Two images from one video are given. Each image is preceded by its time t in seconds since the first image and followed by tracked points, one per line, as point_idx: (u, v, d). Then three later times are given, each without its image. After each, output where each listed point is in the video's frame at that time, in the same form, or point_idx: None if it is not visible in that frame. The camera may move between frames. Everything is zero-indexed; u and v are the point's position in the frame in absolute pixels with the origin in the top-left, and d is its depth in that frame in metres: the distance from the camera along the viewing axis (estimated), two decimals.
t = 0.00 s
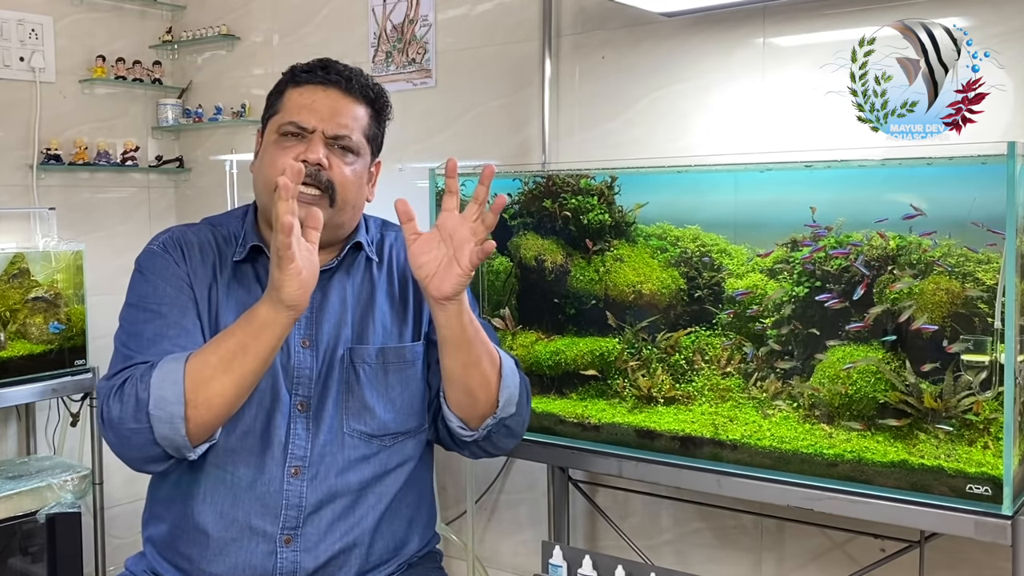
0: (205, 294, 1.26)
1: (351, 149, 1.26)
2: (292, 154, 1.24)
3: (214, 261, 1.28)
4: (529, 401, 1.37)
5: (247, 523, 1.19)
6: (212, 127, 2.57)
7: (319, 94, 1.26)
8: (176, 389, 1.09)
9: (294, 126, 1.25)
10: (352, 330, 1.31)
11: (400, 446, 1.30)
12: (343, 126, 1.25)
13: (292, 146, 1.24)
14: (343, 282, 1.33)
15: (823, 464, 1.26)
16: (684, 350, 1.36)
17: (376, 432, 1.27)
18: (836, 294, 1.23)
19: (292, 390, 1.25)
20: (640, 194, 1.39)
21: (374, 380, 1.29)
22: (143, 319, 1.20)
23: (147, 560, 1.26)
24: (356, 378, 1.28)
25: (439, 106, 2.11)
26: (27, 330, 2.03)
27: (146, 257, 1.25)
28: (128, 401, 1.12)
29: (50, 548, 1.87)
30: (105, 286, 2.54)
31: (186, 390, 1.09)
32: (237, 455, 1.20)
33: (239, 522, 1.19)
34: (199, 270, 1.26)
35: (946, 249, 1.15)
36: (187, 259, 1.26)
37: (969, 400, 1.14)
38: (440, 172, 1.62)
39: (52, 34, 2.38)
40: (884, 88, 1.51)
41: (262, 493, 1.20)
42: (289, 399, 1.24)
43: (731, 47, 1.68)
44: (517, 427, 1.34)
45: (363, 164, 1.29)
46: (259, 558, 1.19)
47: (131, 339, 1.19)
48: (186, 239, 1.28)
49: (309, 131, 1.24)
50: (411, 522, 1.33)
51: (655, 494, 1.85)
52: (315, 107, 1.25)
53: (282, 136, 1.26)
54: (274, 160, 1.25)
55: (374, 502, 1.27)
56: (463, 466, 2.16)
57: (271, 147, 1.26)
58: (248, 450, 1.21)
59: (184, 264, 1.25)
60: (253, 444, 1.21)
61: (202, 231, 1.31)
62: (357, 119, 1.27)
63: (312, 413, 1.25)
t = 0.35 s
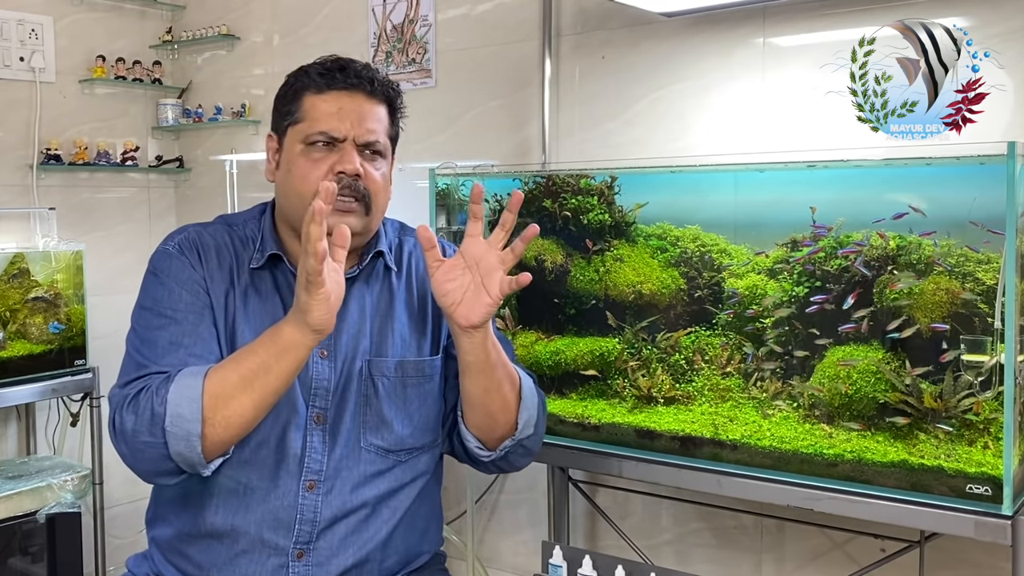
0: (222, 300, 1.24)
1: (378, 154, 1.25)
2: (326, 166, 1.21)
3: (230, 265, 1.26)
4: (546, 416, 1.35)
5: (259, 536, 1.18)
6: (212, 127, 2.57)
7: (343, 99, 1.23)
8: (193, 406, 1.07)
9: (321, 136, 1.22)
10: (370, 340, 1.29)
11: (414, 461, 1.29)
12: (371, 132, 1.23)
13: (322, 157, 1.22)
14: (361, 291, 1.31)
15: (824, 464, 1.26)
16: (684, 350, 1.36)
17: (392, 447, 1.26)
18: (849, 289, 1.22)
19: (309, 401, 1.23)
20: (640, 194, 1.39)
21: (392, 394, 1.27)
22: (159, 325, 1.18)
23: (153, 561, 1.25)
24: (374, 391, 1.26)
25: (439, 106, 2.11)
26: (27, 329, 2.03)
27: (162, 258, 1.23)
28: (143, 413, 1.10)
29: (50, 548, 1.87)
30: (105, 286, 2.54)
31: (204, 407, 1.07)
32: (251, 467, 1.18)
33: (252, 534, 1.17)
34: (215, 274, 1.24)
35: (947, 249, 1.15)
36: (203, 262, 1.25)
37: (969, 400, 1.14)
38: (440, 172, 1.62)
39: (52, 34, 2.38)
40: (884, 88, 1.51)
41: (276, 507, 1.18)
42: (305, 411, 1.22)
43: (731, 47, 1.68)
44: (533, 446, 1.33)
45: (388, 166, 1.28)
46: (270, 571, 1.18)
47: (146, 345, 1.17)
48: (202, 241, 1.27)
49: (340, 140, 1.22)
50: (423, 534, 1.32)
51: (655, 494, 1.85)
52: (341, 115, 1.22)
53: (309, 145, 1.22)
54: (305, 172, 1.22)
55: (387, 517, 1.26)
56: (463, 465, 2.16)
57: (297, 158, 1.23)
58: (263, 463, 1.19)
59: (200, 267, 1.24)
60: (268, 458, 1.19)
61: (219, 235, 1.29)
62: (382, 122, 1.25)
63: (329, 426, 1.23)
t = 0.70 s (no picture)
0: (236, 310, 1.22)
1: (392, 167, 1.21)
2: (343, 190, 1.16)
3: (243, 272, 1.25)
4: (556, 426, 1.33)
5: (270, 545, 1.17)
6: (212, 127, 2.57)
7: (352, 116, 1.17)
8: (217, 439, 1.02)
9: (334, 158, 1.16)
10: (383, 348, 1.27)
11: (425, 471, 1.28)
12: (384, 147, 1.18)
13: (336, 180, 1.17)
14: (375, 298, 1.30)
15: (823, 464, 1.26)
16: (684, 350, 1.36)
17: (406, 458, 1.25)
18: (839, 294, 1.23)
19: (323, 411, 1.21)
20: (640, 194, 1.39)
21: (406, 403, 1.25)
22: (173, 338, 1.15)
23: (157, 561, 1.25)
24: (389, 400, 1.25)
25: (439, 106, 2.11)
26: (27, 329, 2.03)
27: (174, 266, 1.21)
28: (163, 439, 1.06)
29: (50, 548, 1.87)
30: (105, 286, 2.54)
31: (229, 441, 1.02)
32: (264, 476, 1.17)
33: (262, 543, 1.17)
34: (229, 283, 1.23)
35: (947, 249, 1.15)
36: (216, 270, 1.23)
37: (969, 400, 1.14)
38: (440, 172, 1.62)
39: (52, 34, 2.38)
40: (884, 88, 1.51)
41: (288, 517, 1.18)
42: (319, 421, 1.20)
43: (731, 47, 1.68)
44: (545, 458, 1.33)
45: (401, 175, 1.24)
46: None
47: (162, 359, 1.14)
48: (214, 248, 1.25)
49: (353, 161, 1.16)
50: (433, 541, 1.33)
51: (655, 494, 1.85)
52: (352, 134, 1.16)
53: (321, 168, 1.17)
54: (320, 198, 1.17)
55: (398, 527, 1.25)
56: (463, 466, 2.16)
57: (310, 182, 1.17)
58: (276, 473, 1.17)
59: (213, 275, 1.22)
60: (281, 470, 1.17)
61: (230, 240, 1.28)
62: (393, 133, 1.20)
63: (342, 436, 1.21)
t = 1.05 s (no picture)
0: (224, 314, 1.23)
1: (367, 146, 1.25)
2: (311, 162, 1.22)
3: (231, 275, 1.26)
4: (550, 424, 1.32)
5: (275, 539, 1.19)
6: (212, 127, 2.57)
7: (325, 93, 1.23)
8: (180, 489, 1.03)
9: (304, 133, 1.23)
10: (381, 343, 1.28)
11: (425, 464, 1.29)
12: (356, 124, 1.24)
13: (306, 153, 1.22)
14: (370, 292, 1.30)
15: (824, 464, 1.26)
16: (684, 350, 1.36)
17: (406, 450, 1.26)
18: (837, 295, 1.23)
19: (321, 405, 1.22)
20: (639, 194, 1.39)
21: (405, 396, 1.26)
22: (154, 346, 1.18)
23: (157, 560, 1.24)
24: (388, 394, 1.26)
25: (439, 106, 2.11)
26: (27, 329, 2.03)
27: (162, 271, 1.24)
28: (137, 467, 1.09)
29: (50, 548, 1.87)
30: (105, 286, 2.54)
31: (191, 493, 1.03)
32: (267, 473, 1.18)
33: (267, 538, 1.19)
34: (215, 287, 1.24)
35: (947, 249, 1.15)
36: (204, 275, 1.25)
37: (969, 400, 1.14)
38: (440, 172, 1.62)
39: (52, 34, 2.38)
40: (884, 88, 1.51)
41: (293, 511, 1.19)
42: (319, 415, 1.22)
43: (730, 47, 1.68)
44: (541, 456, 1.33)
45: (380, 159, 1.28)
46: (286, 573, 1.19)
47: (144, 368, 1.17)
48: (203, 251, 1.27)
49: (324, 136, 1.23)
50: (437, 536, 1.34)
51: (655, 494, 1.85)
52: (324, 112, 1.22)
53: (294, 143, 1.23)
54: (291, 171, 1.23)
55: (402, 519, 1.26)
56: (463, 465, 2.16)
57: (284, 157, 1.24)
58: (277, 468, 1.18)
59: (200, 281, 1.24)
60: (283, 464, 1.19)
61: (219, 241, 1.29)
62: (368, 113, 1.25)
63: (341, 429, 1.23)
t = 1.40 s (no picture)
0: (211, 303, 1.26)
1: (359, 141, 1.26)
2: (301, 149, 1.23)
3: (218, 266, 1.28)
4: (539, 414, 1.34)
5: (261, 526, 1.19)
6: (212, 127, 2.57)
7: (322, 88, 1.27)
8: (140, 410, 1.08)
9: (300, 122, 1.25)
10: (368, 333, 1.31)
11: (412, 452, 1.31)
12: (349, 118, 1.25)
13: (299, 141, 1.24)
14: (358, 285, 1.33)
15: (824, 464, 1.26)
16: (685, 350, 1.36)
17: (392, 437, 1.28)
18: (836, 295, 1.23)
19: (305, 392, 1.25)
20: (640, 194, 1.39)
21: (390, 383, 1.29)
22: (140, 329, 1.20)
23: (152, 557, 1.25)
24: (373, 380, 1.28)
25: (439, 106, 2.11)
26: (27, 329, 2.03)
27: (152, 261, 1.25)
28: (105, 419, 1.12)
29: (50, 548, 1.87)
30: (105, 286, 2.54)
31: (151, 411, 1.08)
32: (251, 456, 1.20)
33: (253, 527, 1.19)
34: (205, 275, 1.26)
35: (947, 249, 1.15)
36: (193, 265, 1.27)
37: (970, 400, 1.14)
38: (440, 172, 1.62)
39: (52, 34, 2.38)
40: (884, 88, 1.51)
41: (279, 498, 1.20)
42: (303, 401, 1.24)
43: (731, 47, 1.68)
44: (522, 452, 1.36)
45: (371, 157, 1.28)
46: (273, 560, 1.19)
47: (124, 346, 1.19)
48: (194, 243, 1.28)
49: (316, 126, 1.25)
50: (423, 529, 1.34)
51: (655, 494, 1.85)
52: (320, 104, 1.25)
53: (289, 133, 1.26)
54: (282, 157, 1.24)
55: (387, 507, 1.27)
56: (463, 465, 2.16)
57: (278, 146, 1.26)
58: (260, 451, 1.21)
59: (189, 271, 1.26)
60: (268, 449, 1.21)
61: (209, 233, 1.31)
62: (363, 111, 1.27)
63: (326, 414, 1.25)
